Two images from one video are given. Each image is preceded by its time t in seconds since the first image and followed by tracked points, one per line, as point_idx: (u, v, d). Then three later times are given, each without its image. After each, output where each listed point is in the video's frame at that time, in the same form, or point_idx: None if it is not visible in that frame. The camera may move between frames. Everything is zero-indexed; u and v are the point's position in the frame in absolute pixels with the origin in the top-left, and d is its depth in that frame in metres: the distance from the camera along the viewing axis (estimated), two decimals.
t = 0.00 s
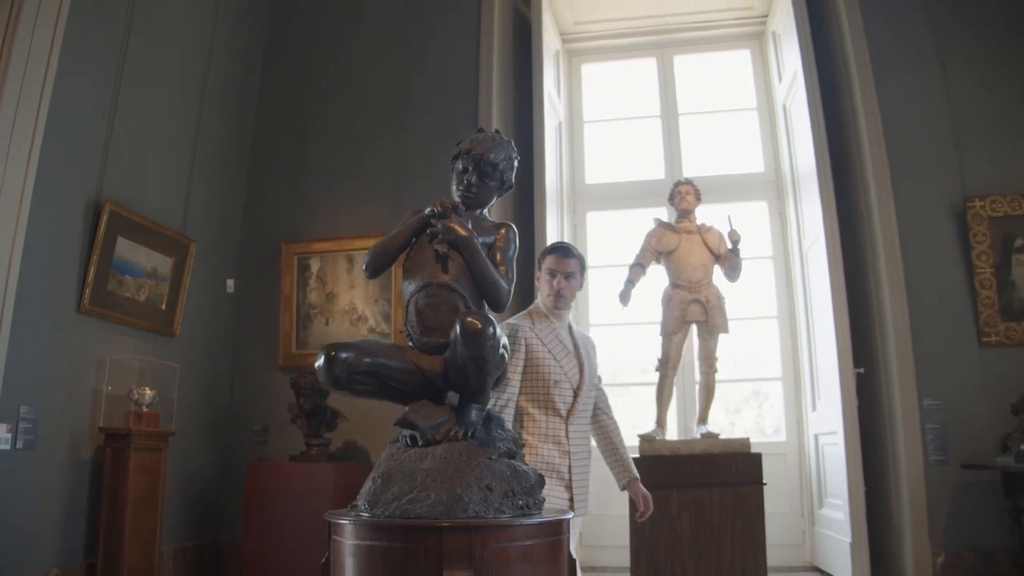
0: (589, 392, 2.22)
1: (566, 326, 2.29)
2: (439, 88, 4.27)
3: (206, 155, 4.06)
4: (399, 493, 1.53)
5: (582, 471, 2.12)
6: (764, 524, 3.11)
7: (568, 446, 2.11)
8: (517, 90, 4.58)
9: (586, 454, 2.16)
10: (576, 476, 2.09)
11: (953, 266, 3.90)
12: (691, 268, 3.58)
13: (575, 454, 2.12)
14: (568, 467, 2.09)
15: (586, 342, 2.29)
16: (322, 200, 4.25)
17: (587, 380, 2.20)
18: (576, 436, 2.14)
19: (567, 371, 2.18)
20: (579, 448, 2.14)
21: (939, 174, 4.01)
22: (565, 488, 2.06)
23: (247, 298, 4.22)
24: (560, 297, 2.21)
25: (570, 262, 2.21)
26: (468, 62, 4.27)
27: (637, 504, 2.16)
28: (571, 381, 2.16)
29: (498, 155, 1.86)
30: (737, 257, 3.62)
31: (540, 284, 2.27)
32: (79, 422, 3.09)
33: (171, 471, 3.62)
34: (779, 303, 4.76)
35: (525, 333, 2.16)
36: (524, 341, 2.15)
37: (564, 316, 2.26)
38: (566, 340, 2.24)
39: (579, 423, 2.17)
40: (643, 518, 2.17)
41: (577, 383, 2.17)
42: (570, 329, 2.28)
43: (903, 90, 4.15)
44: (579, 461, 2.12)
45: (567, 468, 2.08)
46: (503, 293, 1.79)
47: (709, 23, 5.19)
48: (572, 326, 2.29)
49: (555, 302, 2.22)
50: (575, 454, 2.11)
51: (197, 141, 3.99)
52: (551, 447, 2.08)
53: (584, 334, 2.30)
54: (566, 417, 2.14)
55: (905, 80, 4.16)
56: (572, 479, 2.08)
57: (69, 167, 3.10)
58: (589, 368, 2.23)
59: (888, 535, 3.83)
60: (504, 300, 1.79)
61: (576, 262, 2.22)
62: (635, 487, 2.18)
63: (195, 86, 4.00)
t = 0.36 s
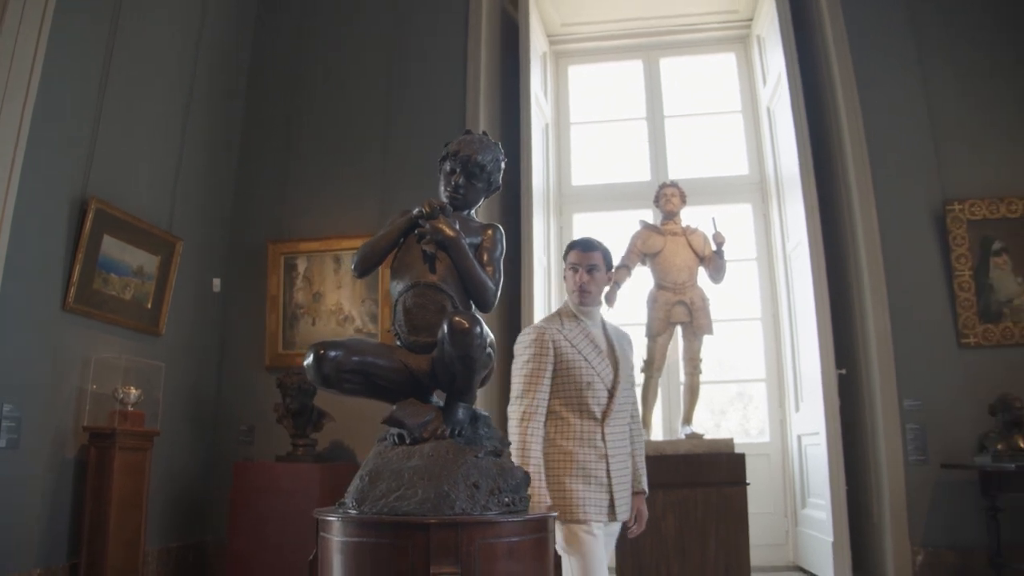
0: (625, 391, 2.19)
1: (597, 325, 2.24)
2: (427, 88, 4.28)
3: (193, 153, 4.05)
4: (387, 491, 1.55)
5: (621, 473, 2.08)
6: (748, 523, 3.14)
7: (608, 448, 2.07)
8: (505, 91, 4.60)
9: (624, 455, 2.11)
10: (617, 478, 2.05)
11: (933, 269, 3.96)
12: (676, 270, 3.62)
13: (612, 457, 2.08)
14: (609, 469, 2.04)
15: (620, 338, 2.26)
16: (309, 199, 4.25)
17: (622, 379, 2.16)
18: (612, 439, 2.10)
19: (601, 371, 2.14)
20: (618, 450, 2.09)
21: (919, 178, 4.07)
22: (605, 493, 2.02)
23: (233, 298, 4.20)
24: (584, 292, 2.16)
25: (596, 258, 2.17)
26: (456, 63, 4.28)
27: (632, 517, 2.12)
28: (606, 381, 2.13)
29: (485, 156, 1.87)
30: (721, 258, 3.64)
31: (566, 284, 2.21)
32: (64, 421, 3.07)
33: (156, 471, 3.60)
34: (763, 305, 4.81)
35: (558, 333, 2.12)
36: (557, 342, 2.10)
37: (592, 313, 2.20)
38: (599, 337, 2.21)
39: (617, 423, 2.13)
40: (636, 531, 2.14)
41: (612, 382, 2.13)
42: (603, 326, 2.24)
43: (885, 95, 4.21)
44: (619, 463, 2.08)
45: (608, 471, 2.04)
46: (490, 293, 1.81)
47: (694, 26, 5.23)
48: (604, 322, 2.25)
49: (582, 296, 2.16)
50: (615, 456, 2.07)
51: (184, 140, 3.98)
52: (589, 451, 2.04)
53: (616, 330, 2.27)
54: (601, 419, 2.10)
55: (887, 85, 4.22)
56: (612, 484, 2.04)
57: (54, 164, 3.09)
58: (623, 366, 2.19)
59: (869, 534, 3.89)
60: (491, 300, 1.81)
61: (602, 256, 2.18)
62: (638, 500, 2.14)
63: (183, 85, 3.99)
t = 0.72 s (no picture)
0: (646, 380, 2.15)
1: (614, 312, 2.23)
2: (412, 88, 4.28)
3: (177, 151, 4.03)
4: (371, 488, 1.56)
5: (647, 464, 2.03)
6: (728, 522, 3.19)
7: (632, 438, 2.02)
8: (489, 91, 4.62)
9: (649, 446, 2.06)
10: (643, 469, 2.00)
11: (911, 271, 4.03)
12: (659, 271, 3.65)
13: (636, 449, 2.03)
14: (634, 460, 1.99)
15: (639, 327, 2.23)
16: (294, 198, 4.24)
17: (643, 367, 2.13)
18: (635, 430, 2.04)
19: (620, 362, 2.10)
20: (642, 441, 2.04)
21: (897, 183, 4.14)
22: (629, 487, 1.96)
23: (216, 296, 4.19)
24: (595, 278, 2.15)
25: (602, 243, 2.16)
26: (441, 63, 4.30)
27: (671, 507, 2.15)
28: (627, 371, 2.09)
29: (469, 158, 1.89)
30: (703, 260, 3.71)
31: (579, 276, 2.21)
32: (44, 420, 3.05)
33: (138, 470, 3.59)
34: (744, 306, 4.86)
35: (574, 323, 2.09)
36: (573, 332, 2.08)
37: (608, 300, 2.18)
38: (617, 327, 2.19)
39: (640, 415, 2.08)
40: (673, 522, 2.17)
41: (632, 372, 2.10)
42: (620, 313, 2.23)
43: (865, 100, 4.27)
44: (644, 454, 2.03)
45: (633, 463, 1.99)
46: (473, 293, 1.83)
47: (677, 29, 5.28)
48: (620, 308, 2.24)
49: (593, 283, 2.15)
50: (639, 446, 2.02)
51: (168, 137, 3.96)
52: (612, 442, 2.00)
53: (634, 318, 2.24)
54: (622, 411, 2.05)
55: (867, 90, 4.29)
56: (635, 476, 1.98)
57: (36, 161, 3.07)
58: (643, 355, 2.15)
59: (847, 533, 3.94)
60: (474, 300, 1.83)
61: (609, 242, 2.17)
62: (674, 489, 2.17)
63: (166, 82, 3.97)
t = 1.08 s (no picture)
0: (653, 378, 2.13)
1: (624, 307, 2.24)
2: (395, 88, 4.29)
3: (158, 148, 4.01)
4: (352, 485, 1.61)
5: (651, 463, 2.01)
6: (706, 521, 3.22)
7: (633, 436, 2.01)
8: (471, 92, 4.64)
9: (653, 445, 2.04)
10: (644, 469, 1.99)
11: (887, 274, 4.10)
12: (640, 271, 3.65)
13: (638, 448, 2.01)
14: (634, 458, 1.98)
15: (649, 323, 2.22)
16: (276, 197, 4.24)
17: (648, 365, 2.11)
18: (636, 429, 2.03)
19: (622, 359, 2.09)
20: (645, 439, 2.03)
21: (874, 187, 4.21)
22: (628, 487, 1.95)
23: (197, 295, 4.17)
24: (598, 269, 2.17)
25: (605, 230, 2.18)
26: (424, 63, 4.31)
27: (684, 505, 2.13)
28: (630, 369, 2.08)
29: (451, 160, 1.92)
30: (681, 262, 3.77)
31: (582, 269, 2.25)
32: (22, 418, 3.03)
33: (117, 469, 3.57)
34: (723, 308, 4.92)
35: (576, 320, 2.11)
36: (574, 330, 2.10)
37: (614, 291, 2.18)
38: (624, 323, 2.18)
39: (644, 413, 2.07)
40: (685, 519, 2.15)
41: (636, 369, 2.09)
42: (631, 307, 2.23)
43: (843, 105, 4.34)
44: (647, 453, 2.01)
45: (633, 461, 1.98)
46: (453, 293, 1.87)
47: (659, 33, 5.33)
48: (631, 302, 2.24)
49: (594, 272, 2.16)
50: (641, 445, 2.01)
51: (150, 135, 3.94)
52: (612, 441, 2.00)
53: (645, 314, 2.23)
54: (623, 409, 2.05)
55: (845, 95, 4.36)
56: (635, 476, 1.97)
57: (16, 158, 3.05)
58: (649, 352, 2.14)
59: (823, 531, 4.01)
60: (455, 300, 1.87)
61: (612, 230, 2.18)
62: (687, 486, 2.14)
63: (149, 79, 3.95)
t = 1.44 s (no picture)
0: (665, 372, 2.14)
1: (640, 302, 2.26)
2: (378, 89, 4.31)
3: (140, 147, 4.00)
4: (332, 481, 1.67)
5: (658, 457, 2.03)
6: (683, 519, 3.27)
7: (635, 432, 2.05)
8: (453, 94, 4.66)
9: (662, 440, 2.05)
10: (648, 463, 2.02)
11: (862, 277, 4.17)
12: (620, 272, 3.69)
13: (643, 440, 2.04)
14: (635, 453, 2.02)
15: (664, 317, 2.21)
16: (258, 196, 4.24)
17: (656, 360, 2.12)
18: (642, 421, 2.06)
19: (627, 353, 2.14)
20: (651, 434, 2.05)
21: (850, 191, 4.29)
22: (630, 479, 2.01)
23: (178, 294, 4.16)
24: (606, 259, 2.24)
25: (613, 224, 2.24)
26: (407, 64, 4.33)
27: (710, 504, 2.10)
28: (634, 365, 2.12)
29: (431, 162, 1.96)
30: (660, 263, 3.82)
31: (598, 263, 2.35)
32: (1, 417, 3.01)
33: (97, 468, 3.56)
34: (702, 310, 4.98)
35: (579, 322, 2.19)
36: (577, 331, 2.18)
37: (626, 286, 2.24)
38: (635, 319, 2.22)
39: (653, 407, 2.09)
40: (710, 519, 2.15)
41: (640, 364, 2.12)
42: (646, 302, 2.25)
43: (820, 110, 4.41)
44: (652, 448, 2.03)
45: (634, 457, 2.02)
46: (432, 293, 1.91)
47: (640, 36, 5.39)
48: (646, 297, 2.26)
49: (600, 266, 2.24)
50: (645, 440, 2.04)
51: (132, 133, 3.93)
52: (614, 436, 2.06)
53: (660, 309, 2.23)
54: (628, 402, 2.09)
55: (822, 100, 4.43)
56: (637, 467, 2.01)
57: None
58: (658, 346, 2.15)
59: (799, 530, 4.07)
60: (434, 300, 1.91)
61: (618, 224, 2.23)
62: (714, 483, 2.10)
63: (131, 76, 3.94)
